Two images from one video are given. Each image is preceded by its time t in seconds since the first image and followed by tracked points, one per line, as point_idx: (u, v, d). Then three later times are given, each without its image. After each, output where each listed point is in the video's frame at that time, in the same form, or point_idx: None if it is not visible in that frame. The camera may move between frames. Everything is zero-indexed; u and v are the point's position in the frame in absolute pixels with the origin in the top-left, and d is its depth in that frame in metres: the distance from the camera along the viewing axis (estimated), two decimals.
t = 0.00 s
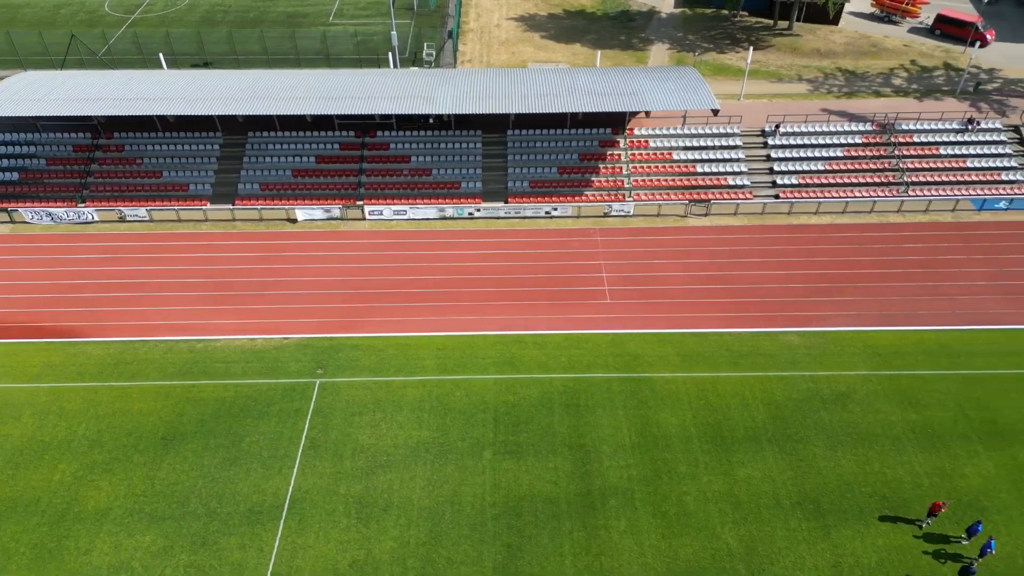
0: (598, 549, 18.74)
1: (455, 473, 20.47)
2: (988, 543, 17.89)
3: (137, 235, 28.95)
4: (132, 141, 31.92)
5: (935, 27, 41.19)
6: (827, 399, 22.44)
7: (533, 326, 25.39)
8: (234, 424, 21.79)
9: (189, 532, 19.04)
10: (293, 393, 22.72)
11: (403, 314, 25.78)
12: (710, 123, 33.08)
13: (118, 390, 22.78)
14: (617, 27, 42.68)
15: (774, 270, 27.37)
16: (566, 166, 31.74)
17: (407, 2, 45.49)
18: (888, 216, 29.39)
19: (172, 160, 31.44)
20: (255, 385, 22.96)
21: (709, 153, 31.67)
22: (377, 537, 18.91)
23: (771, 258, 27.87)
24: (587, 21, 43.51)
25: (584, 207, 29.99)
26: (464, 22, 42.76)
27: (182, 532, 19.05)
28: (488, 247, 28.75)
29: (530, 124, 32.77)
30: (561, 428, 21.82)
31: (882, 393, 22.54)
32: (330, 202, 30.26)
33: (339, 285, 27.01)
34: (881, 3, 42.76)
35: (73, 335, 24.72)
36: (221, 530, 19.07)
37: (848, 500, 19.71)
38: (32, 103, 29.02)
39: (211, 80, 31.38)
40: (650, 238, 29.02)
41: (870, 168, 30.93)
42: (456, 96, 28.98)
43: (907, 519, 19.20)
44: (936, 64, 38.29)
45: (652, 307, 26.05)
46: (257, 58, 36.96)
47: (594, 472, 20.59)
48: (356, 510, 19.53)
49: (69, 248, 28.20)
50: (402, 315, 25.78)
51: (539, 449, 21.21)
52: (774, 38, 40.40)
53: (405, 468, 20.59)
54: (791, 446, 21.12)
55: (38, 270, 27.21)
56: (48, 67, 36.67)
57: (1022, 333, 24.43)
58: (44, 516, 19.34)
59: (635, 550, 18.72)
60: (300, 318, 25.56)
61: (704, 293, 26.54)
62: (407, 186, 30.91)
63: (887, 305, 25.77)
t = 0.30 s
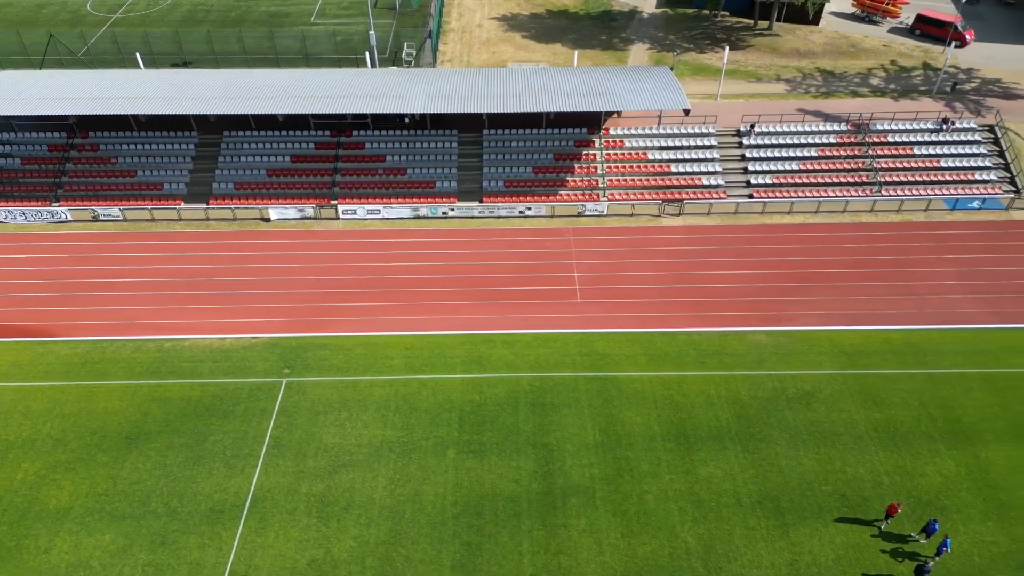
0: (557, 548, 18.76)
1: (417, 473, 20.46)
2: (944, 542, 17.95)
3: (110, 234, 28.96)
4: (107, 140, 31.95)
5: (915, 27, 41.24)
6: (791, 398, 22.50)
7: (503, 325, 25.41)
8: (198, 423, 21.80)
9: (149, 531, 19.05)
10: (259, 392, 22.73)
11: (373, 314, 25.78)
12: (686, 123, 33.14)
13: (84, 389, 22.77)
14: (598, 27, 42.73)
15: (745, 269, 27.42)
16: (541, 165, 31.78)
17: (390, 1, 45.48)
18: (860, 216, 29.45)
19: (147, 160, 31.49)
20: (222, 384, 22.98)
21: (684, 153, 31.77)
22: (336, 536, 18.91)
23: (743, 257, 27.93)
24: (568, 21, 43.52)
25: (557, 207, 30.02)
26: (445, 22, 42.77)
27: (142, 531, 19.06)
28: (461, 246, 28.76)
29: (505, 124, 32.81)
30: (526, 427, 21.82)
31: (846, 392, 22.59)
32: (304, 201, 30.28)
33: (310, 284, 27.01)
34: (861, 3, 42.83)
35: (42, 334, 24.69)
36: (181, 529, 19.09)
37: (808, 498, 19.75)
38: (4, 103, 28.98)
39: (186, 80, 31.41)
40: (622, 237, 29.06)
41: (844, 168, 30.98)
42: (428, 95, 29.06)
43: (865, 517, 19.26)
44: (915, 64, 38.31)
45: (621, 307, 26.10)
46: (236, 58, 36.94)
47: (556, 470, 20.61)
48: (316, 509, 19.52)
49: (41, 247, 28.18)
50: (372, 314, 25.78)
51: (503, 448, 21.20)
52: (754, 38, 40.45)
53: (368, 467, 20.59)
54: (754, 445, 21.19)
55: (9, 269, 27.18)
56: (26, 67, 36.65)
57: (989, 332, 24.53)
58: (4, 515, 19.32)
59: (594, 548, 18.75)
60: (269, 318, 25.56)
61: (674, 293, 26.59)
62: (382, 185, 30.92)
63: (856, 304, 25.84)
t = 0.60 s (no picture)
0: (516, 546, 18.77)
1: (379, 471, 20.46)
2: (899, 540, 18.00)
3: (83, 233, 28.96)
4: (82, 140, 32.00)
5: (895, 27, 41.31)
6: (756, 397, 22.57)
7: (472, 324, 25.43)
8: (163, 422, 21.81)
9: (109, 530, 19.06)
10: (225, 392, 22.73)
11: (342, 313, 25.78)
12: (662, 122, 33.25)
13: (49, 389, 22.75)
14: (579, 27, 42.78)
15: (716, 269, 27.49)
16: (516, 165, 31.82)
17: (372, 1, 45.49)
18: (833, 216, 29.53)
19: (122, 159, 31.56)
20: (188, 383, 22.99)
21: (658, 153, 31.94)
22: (295, 535, 18.91)
23: (714, 257, 28.00)
24: (550, 21, 43.56)
25: (531, 206, 30.06)
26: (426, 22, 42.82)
27: (102, 530, 19.07)
28: (434, 245, 28.80)
29: (481, 123, 32.87)
30: (490, 426, 21.82)
31: (811, 391, 22.66)
32: (278, 200, 30.32)
33: (280, 283, 27.00)
34: (842, 3, 42.91)
35: (10, 333, 24.66)
36: (141, 528, 19.10)
37: (768, 497, 19.81)
38: None
39: (160, 78, 31.50)
40: (595, 236, 29.13)
41: (818, 168, 31.06)
42: (401, 95, 29.39)
43: (824, 516, 19.31)
44: (893, 64, 38.38)
45: (591, 306, 26.16)
46: (214, 58, 36.97)
47: (519, 468, 20.64)
48: (277, 508, 19.52)
49: (13, 246, 28.17)
50: (342, 314, 25.73)
51: (466, 446, 21.22)
52: (733, 38, 40.52)
53: (330, 466, 20.59)
54: (716, 444, 21.25)
55: None
56: (5, 66, 36.66)
57: (956, 331, 24.62)
58: None
59: (552, 547, 18.77)
60: (239, 317, 25.57)
61: (644, 292, 26.66)
62: (356, 184, 30.93)
63: (825, 303, 25.90)
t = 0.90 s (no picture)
0: (474, 545, 18.80)
1: (341, 470, 20.49)
2: (854, 538, 18.06)
3: (55, 233, 28.94)
4: (57, 139, 32.00)
5: (874, 27, 41.39)
6: (720, 395, 22.64)
7: (441, 324, 25.44)
8: (127, 422, 21.82)
9: (68, 529, 19.05)
10: (190, 391, 22.75)
11: (311, 312, 25.79)
12: (637, 122, 33.33)
13: (14, 388, 22.73)
14: (560, 27, 42.80)
15: (687, 268, 27.55)
16: (490, 165, 31.86)
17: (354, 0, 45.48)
18: (805, 216, 29.62)
19: (97, 158, 31.59)
20: (154, 383, 23.01)
21: (633, 153, 32.00)
22: (254, 534, 18.94)
23: (685, 256, 28.06)
24: (531, 20, 43.57)
25: (504, 205, 30.10)
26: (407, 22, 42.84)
27: (61, 529, 19.06)
28: (406, 244, 28.82)
29: (456, 123, 32.93)
30: (454, 426, 21.84)
31: (775, 389, 22.73)
32: (252, 200, 30.37)
33: (251, 283, 27.00)
34: (822, 3, 42.99)
35: None
36: (100, 527, 19.11)
37: (727, 495, 19.86)
38: None
39: (137, 78, 31.63)
40: (567, 236, 29.18)
41: (791, 168, 31.17)
42: (375, 94, 29.60)
43: (782, 514, 19.38)
44: (871, 64, 38.48)
45: (561, 305, 26.21)
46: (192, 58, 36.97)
47: (481, 467, 20.66)
48: (237, 507, 19.55)
49: None
50: (311, 313, 25.73)
51: (430, 445, 21.24)
52: (713, 39, 40.59)
53: (292, 465, 20.61)
54: (678, 442, 21.30)
55: None
56: None
57: (923, 330, 24.70)
58: None
59: (510, 545, 18.80)
60: (208, 316, 25.58)
61: (614, 291, 26.71)
62: (330, 184, 30.98)
63: (793, 303, 25.95)
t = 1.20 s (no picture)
0: (432, 544, 18.78)
1: (302, 469, 20.50)
2: (810, 536, 18.11)
3: (28, 232, 28.93)
4: (32, 138, 32.03)
5: (854, 27, 41.47)
6: (684, 394, 22.70)
7: (409, 323, 25.46)
8: (90, 421, 21.82)
9: (26, 527, 19.02)
10: (155, 391, 22.75)
11: (281, 311, 25.80)
12: (613, 122, 33.40)
13: None
14: (540, 27, 42.83)
15: (657, 267, 27.60)
16: (465, 164, 31.92)
17: None
18: (777, 215, 29.67)
19: (71, 158, 31.60)
20: (119, 382, 23.02)
21: (608, 152, 32.05)
22: (212, 533, 18.96)
23: (656, 255, 28.12)
24: (512, 20, 43.58)
25: (477, 204, 30.14)
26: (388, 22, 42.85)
27: (20, 528, 19.02)
28: (378, 244, 28.86)
29: (432, 123, 32.99)
30: (418, 425, 21.83)
31: (739, 388, 22.79)
32: (225, 199, 30.45)
33: (222, 282, 27.02)
34: (802, 3, 43.08)
35: None
36: (59, 526, 19.10)
37: (687, 494, 19.90)
38: None
39: (113, 76, 31.74)
40: (540, 235, 29.23)
41: (765, 168, 31.29)
42: (349, 94, 29.88)
43: (741, 512, 19.43)
44: (848, 64, 38.57)
45: (530, 304, 26.24)
46: (170, 58, 36.99)
47: (443, 466, 20.67)
48: (197, 506, 19.56)
49: None
50: (280, 313, 25.73)
51: (393, 444, 21.25)
52: (692, 38, 40.65)
53: (253, 464, 20.62)
54: (641, 441, 21.35)
55: None
56: None
57: (890, 329, 24.77)
58: None
59: (469, 544, 18.81)
60: (177, 315, 25.56)
61: (584, 290, 26.75)
62: (304, 183, 31.03)
63: (762, 302, 26.01)
